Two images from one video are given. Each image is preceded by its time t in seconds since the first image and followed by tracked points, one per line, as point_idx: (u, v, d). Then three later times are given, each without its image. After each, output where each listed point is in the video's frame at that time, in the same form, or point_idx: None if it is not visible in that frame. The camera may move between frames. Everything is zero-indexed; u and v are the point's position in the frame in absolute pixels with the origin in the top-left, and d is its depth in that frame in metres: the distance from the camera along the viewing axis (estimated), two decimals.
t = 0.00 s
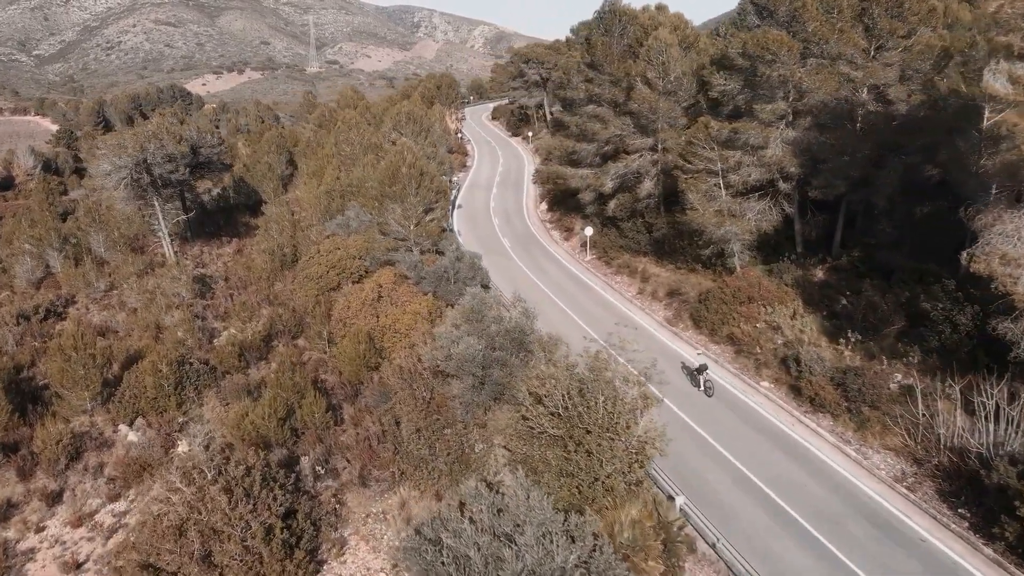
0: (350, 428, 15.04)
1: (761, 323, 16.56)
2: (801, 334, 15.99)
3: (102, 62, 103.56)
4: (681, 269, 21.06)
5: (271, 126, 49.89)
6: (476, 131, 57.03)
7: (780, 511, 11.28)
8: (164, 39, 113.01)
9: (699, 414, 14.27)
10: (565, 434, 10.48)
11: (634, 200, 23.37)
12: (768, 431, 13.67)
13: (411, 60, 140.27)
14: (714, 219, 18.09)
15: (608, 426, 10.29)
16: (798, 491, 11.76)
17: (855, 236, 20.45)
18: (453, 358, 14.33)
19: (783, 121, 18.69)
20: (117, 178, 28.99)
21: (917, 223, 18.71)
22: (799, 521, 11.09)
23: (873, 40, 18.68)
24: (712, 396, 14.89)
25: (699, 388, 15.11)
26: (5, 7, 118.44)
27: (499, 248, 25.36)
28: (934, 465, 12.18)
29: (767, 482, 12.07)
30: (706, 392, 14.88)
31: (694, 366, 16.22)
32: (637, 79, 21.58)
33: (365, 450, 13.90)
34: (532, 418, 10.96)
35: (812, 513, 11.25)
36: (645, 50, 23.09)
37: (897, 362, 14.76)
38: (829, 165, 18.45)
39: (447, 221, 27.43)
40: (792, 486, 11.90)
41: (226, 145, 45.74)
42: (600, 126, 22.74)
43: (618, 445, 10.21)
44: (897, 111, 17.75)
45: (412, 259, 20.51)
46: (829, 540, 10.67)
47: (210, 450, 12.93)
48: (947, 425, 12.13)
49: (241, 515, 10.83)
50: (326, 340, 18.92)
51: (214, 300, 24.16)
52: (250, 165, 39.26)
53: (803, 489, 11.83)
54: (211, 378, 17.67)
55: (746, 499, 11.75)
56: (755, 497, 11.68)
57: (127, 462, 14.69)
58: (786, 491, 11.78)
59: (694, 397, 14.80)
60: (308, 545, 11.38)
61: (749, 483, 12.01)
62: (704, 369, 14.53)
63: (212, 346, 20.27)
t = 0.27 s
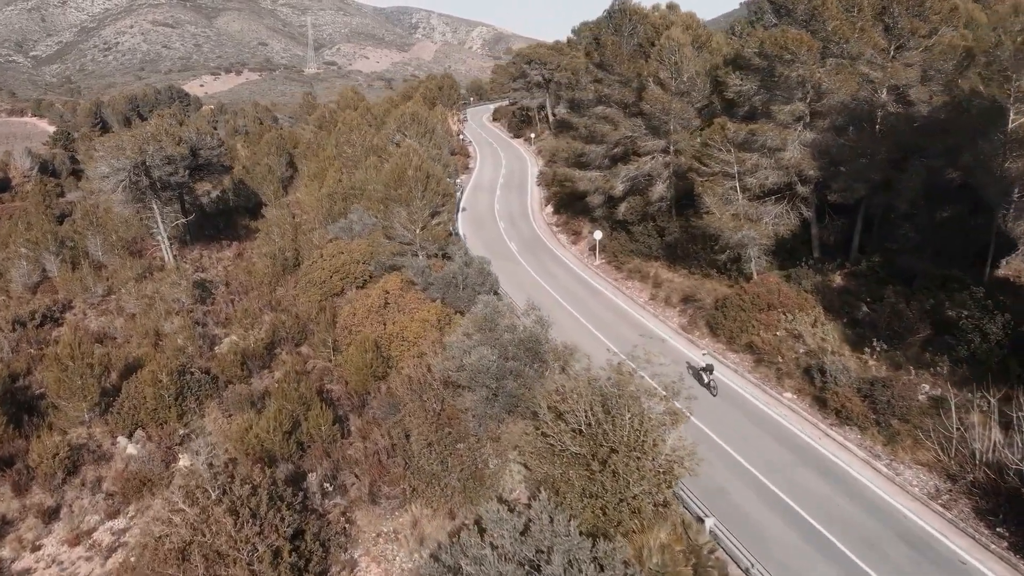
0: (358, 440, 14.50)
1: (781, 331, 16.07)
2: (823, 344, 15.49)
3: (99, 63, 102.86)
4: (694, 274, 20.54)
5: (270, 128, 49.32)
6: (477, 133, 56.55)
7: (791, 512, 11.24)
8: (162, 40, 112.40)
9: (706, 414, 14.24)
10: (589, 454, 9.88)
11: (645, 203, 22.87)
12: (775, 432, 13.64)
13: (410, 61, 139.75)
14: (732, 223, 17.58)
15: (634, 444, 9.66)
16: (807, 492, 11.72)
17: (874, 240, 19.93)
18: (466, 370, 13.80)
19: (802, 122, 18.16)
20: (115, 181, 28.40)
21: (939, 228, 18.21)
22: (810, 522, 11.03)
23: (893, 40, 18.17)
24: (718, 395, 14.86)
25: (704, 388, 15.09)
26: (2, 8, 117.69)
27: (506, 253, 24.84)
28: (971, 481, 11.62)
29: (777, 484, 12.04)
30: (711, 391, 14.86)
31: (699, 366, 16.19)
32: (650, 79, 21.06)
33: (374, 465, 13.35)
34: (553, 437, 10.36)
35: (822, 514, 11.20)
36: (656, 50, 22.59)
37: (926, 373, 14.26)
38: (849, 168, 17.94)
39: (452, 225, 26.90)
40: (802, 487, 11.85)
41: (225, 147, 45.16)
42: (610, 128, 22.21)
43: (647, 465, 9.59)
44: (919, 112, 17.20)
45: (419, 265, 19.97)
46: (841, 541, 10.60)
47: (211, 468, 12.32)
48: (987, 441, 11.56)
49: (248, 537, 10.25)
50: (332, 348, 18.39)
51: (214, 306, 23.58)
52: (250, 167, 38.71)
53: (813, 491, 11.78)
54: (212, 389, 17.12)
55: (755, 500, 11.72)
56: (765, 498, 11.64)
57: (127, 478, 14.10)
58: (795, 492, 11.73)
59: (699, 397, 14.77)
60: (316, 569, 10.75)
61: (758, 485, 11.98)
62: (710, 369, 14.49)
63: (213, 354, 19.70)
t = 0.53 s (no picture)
0: (365, 454, 14.02)
1: (800, 339, 15.62)
2: (843, 353, 15.04)
3: (97, 65, 102.33)
4: (706, 280, 20.09)
5: (270, 129, 48.84)
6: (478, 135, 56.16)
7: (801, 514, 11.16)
8: (160, 41, 111.93)
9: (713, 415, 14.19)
10: (612, 475, 9.36)
11: (655, 207, 22.42)
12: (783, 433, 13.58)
13: (408, 63, 139.36)
14: (748, 227, 17.14)
15: (659, 466, 9.15)
16: (817, 494, 11.63)
17: (891, 246, 19.49)
18: (478, 382, 13.35)
19: (818, 124, 17.70)
20: (114, 184, 27.91)
21: (959, 232, 17.79)
22: (828, 531, 10.78)
23: (912, 40, 17.74)
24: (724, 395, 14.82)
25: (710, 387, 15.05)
26: None
27: (512, 257, 24.38)
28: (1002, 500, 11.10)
29: (786, 486, 11.97)
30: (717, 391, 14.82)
31: (704, 365, 16.15)
32: (660, 81, 20.62)
33: (382, 480, 12.86)
34: (573, 456, 9.86)
35: (832, 515, 11.11)
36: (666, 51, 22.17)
37: (951, 384, 13.82)
38: (867, 171, 17.50)
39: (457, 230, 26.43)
40: (812, 489, 11.76)
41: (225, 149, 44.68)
42: (619, 130, 21.76)
43: (674, 487, 9.04)
44: (938, 114, 16.68)
45: (426, 271, 19.51)
46: (852, 543, 10.50)
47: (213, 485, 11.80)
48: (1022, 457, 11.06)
49: (253, 561, 9.75)
50: (336, 357, 17.92)
51: (214, 312, 23.08)
52: (249, 169, 38.23)
53: (830, 498, 11.53)
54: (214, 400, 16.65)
55: (765, 502, 11.64)
56: (774, 500, 11.57)
57: (125, 493, 13.60)
58: (805, 494, 11.65)
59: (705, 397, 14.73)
60: None
61: (767, 486, 11.91)
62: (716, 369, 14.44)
63: (214, 362, 19.20)
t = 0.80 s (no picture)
0: (373, 472, 13.41)
1: (824, 351, 15.06)
2: (869, 366, 14.50)
3: (94, 67, 101.53)
4: (722, 288, 19.53)
5: (268, 132, 48.22)
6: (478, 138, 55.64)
7: (812, 520, 11.00)
8: (157, 44, 111.21)
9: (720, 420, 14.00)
10: (644, 503, 8.68)
11: (667, 212, 21.89)
12: (791, 438, 13.40)
13: (406, 65, 138.90)
14: (768, 234, 16.57)
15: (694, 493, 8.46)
16: (856, 519, 10.97)
17: (912, 252, 18.98)
18: (492, 398, 12.72)
19: (839, 128, 17.15)
20: (110, 189, 27.27)
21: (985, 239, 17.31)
22: (870, 560, 10.12)
23: (934, 41, 17.23)
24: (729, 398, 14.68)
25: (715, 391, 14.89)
26: None
27: (519, 263, 23.79)
28: None
29: (822, 510, 11.31)
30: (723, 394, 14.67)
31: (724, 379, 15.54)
32: (673, 83, 20.06)
33: (392, 502, 12.23)
34: (601, 482, 9.18)
35: (846, 522, 10.92)
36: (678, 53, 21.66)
37: (984, 398, 13.28)
38: (889, 177, 16.98)
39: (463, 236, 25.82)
40: (849, 514, 11.10)
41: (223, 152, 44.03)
42: (630, 134, 21.22)
43: (711, 513, 8.32)
44: (962, 117, 16.12)
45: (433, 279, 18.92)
46: (867, 551, 10.30)
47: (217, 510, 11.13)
48: None
49: None
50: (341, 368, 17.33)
51: (214, 321, 22.44)
52: (248, 173, 37.62)
53: (869, 524, 10.87)
54: (215, 414, 16.02)
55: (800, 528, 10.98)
56: (810, 526, 10.91)
57: (123, 515, 12.94)
58: (843, 519, 10.99)
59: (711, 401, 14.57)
60: None
61: (802, 511, 11.25)
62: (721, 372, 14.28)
63: (214, 373, 18.58)
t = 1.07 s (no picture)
0: (381, 494, 12.80)
1: (850, 365, 14.48)
2: (898, 380, 13.93)
3: (91, 69, 100.82)
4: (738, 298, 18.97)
5: (268, 135, 47.59)
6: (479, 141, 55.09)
7: (852, 551, 10.37)
8: (154, 46, 110.53)
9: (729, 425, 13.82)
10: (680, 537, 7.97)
11: (681, 219, 21.37)
12: (802, 446, 13.19)
13: (405, 68, 138.42)
14: (790, 243, 15.98)
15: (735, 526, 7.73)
16: (899, 550, 10.33)
17: (935, 261, 18.42)
18: (509, 418, 12.08)
19: (862, 132, 16.59)
20: (107, 194, 26.64)
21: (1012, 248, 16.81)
22: None
23: (960, 43, 16.65)
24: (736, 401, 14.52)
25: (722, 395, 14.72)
26: None
27: (528, 271, 23.18)
28: None
29: (861, 540, 10.68)
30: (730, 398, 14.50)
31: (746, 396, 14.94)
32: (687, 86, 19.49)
33: (403, 528, 11.61)
34: (632, 514, 8.49)
35: (888, 553, 10.29)
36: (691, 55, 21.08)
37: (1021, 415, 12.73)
38: (914, 184, 16.43)
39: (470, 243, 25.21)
40: (892, 545, 10.46)
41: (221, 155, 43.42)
42: (642, 138, 20.62)
43: (752, 548, 7.61)
44: (989, 122, 15.51)
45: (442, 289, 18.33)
46: None
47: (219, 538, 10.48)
48: None
49: None
50: (347, 382, 16.73)
51: (214, 331, 21.79)
52: (248, 177, 37.01)
53: (914, 556, 10.22)
54: (215, 429, 15.37)
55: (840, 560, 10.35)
56: (851, 557, 10.28)
57: (120, 539, 12.28)
58: (885, 550, 10.36)
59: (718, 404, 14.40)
60: None
61: (841, 541, 10.62)
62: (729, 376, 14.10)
63: (213, 386, 17.93)
